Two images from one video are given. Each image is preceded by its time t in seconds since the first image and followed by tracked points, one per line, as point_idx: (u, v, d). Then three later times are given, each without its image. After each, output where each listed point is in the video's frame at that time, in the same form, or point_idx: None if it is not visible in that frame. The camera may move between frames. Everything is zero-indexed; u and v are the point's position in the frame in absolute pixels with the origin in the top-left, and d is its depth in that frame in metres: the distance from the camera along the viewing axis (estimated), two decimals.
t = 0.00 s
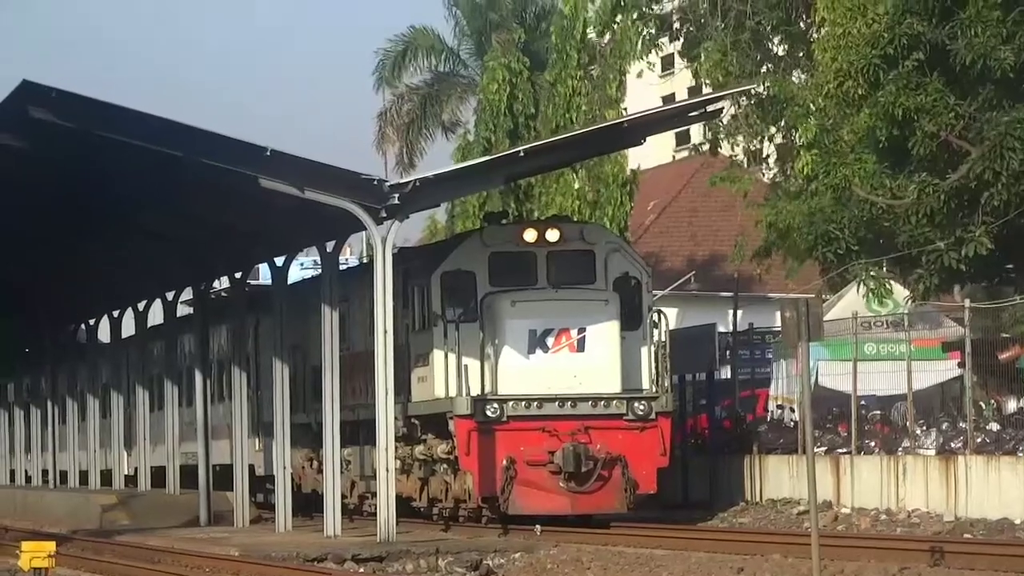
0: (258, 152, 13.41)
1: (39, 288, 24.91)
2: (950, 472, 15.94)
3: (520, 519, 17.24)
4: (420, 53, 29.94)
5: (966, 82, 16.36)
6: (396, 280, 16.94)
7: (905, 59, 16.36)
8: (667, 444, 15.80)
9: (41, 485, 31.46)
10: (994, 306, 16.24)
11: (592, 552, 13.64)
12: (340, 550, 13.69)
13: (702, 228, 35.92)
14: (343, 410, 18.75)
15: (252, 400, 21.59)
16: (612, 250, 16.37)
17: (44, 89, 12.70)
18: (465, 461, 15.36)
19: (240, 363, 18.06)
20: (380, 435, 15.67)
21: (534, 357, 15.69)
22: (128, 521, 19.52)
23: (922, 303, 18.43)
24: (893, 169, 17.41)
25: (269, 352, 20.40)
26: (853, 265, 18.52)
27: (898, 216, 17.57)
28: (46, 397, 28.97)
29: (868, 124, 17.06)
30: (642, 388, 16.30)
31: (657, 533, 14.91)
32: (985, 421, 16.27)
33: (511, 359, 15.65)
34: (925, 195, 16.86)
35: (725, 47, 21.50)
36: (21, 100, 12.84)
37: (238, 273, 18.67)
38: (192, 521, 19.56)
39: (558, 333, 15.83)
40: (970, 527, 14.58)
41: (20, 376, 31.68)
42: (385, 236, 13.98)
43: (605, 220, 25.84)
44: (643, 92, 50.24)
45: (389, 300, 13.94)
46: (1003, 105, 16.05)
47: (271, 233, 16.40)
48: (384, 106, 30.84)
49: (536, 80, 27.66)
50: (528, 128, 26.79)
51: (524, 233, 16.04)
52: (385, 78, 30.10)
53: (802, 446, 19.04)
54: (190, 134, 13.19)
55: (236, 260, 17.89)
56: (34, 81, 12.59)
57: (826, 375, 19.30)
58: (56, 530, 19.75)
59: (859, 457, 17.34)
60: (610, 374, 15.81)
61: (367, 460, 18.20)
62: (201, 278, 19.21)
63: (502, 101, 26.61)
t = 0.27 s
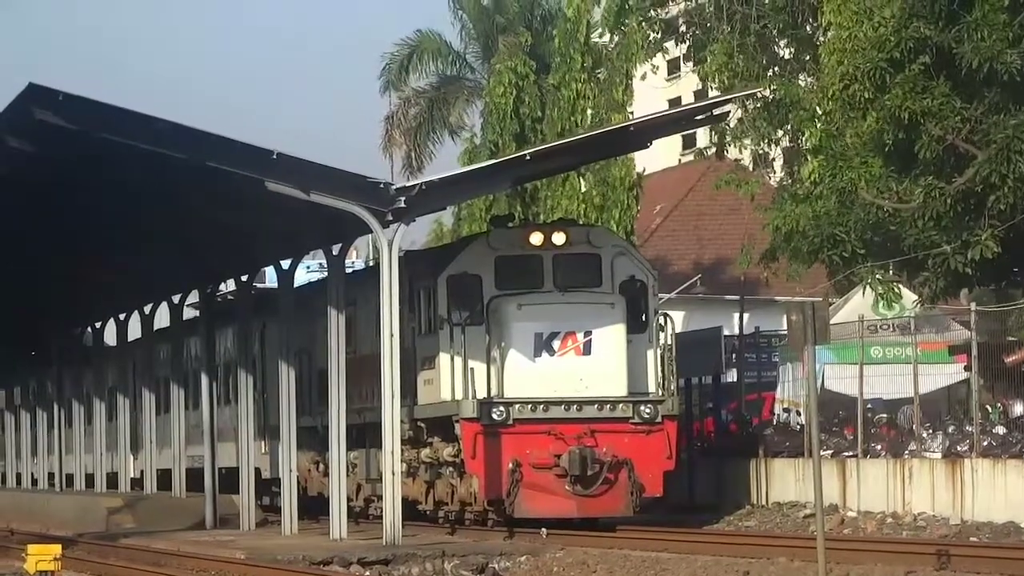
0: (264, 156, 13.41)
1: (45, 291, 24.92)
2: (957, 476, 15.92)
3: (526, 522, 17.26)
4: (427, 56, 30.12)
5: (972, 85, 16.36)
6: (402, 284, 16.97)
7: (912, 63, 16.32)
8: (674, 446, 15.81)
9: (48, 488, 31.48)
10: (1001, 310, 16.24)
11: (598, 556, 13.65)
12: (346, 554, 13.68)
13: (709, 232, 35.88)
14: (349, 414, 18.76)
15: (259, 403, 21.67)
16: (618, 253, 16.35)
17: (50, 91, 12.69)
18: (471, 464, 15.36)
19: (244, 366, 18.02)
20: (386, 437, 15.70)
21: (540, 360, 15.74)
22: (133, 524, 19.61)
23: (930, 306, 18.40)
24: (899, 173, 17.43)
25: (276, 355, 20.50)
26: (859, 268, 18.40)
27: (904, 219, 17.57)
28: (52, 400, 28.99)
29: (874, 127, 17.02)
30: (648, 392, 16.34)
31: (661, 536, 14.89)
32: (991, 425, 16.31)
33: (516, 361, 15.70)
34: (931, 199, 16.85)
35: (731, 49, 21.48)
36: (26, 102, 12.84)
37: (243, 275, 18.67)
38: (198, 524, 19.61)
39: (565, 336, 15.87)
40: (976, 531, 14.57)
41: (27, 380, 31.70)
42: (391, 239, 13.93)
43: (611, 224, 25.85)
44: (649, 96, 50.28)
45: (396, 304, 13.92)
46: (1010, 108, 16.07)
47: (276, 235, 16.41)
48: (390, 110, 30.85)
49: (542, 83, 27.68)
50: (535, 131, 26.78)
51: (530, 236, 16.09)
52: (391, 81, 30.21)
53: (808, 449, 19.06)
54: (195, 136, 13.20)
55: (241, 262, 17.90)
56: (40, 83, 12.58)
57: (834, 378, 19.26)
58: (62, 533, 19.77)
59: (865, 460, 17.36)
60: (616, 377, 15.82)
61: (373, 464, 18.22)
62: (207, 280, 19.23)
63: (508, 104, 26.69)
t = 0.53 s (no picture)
0: (269, 164, 13.24)
1: (51, 302, 24.94)
2: (964, 483, 15.89)
3: (532, 531, 17.25)
4: (431, 66, 30.06)
5: (977, 91, 16.34)
6: (407, 293, 17.03)
7: (917, 69, 16.29)
8: (680, 455, 15.82)
9: (53, 498, 31.46)
10: (1007, 317, 16.27)
11: (605, 564, 13.65)
12: (352, 563, 13.62)
13: (715, 239, 35.90)
14: (356, 423, 18.79)
15: (265, 412, 21.74)
16: (623, 261, 16.39)
17: (56, 102, 12.68)
18: (477, 473, 15.40)
19: (250, 376, 17.95)
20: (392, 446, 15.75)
21: (546, 368, 15.70)
22: (140, 535, 19.59)
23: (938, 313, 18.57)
24: (904, 179, 17.46)
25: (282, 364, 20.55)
26: (865, 275, 18.52)
27: (910, 226, 17.56)
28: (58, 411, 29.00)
29: (880, 134, 17.03)
30: (654, 400, 16.29)
31: (666, 544, 14.92)
32: (998, 431, 16.31)
33: (522, 370, 15.65)
34: (937, 206, 16.82)
35: (734, 56, 21.50)
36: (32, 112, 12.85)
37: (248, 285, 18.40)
38: (204, 534, 19.59)
39: (570, 344, 15.84)
40: (983, 537, 14.57)
41: (33, 390, 31.69)
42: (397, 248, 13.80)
43: (617, 231, 25.95)
44: (652, 104, 50.34)
45: (402, 313, 13.77)
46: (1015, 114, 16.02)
47: (281, 244, 16.39)
48: (395, 119, 30.92)
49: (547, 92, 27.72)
50: (540, 139, 26.78)
51: (535, 244, 16.09)
52: (396, 90, 30.24)
53: (815, 456, 19.05)
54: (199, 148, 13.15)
55: (248, 273, 17.86)
56: (46, 94, 12.57)
57: (839, 385, 19.14)
58: (69, 543, 19.74)
59: (872, 468, 17.34)
60: (622, 385, 15.78)
61: (379, 473, 18.26)
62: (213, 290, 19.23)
63: (512, 112, 26.69)
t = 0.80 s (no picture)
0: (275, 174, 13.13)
1: (56, 310, 24.96)
2: (969, 494, 15.88)
3: (537, 540, 17.24)
4: (438, 75, 30.06)
5: (984, 101, 16.25)
6: (413, 302, 17.03)
7: (923, 79, 16.28)
8: (685, 464, 15.83)
9: (58, 506, 31.46)
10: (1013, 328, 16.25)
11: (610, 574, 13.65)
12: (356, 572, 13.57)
13: (720, 250, 35.92)
14: (360, 432, 18.82)
15: (271, 421, 21.79)
16: (629, 271, 16.40)
17: (62, 110, 12.69)
18: (483, 482, 15.45)
19: (255, 385, 17.97)
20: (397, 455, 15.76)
21: (551, 378, 15.72)
22: (145, 543, 19.48)
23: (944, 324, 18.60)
24: (910, 189, 17.45)
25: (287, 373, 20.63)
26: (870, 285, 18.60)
27: (915, 236, 17.60)
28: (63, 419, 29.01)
29: (886, 144, 17.06)
30: (659, 410, 16.33)
31: (670, 554, 14.97)
32: (1002, 442, 16.30)
33: (528, 379, 15.68)
34: (943, 216, 16.81)
35: (740, 66, 21.61)
36: (39, 120, 12.87)
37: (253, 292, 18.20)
38: (208, 542, 19.59)
39: (576, 353, 15.84)
40: (988, 548, 14.57)
41: (38, 397, 31.70)
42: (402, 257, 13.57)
43: (623, 241, 26.30)
44: (659, 114, 50.41)
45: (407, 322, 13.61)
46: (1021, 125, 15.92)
47: (285, 252, 16.40)
48: (401, 128, 30.96)
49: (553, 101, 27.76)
50: (546, 149, 26.73)
51: (541, 253, 16.12)
52: (402, 98, 30.29)
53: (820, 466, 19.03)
54: (204, 157, 13.10)
55: (254, 282, 17.86)
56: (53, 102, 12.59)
57: (846, 396, 19.17)
58: (73, 551, 19.72)
59: (877, 478, 17.34)
60: (627, 395, 15.79)
61: (384, 482, 18.29)
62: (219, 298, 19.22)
63: (518, 122, 26.74)
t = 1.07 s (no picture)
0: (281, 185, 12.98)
1: (64, 322, 25.01)
2: (975, 505, 15.86)
3: (543, 551, 17.28)
4: (444, 86, 30.15)
5: (991, 111, 16.10)
6: (419, 313, 17.06)
7: (929, 89, 16.24)
8: (691, 475, 15.88)
9: (64, 518, 31.44)
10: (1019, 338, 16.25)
11: None
12: None
13: (726, 260, 35.91)
14: (366, 443, 18.87)
15: (277, 432, 21.84)
16: (635, 281, 16.41)
17: (67, 122, 12.63)
18: (489, 493, 15.47)
19: (261, 397, 17.99)
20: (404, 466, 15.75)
21: (558, 389, 15.70)
22: (151, 554, 19.36)
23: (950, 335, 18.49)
24: (915, 200, 17.43)
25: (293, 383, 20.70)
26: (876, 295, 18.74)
27: (921, 246, 17.61)
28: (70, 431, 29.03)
29: (892, 154, 17.06)
30: (665, 421, 16.32)
31: (674, 565, 14.90)
32: (1009, 451, 16.34)
33: (534, 390, 15.66)
34: (948, 226, 16.71)
35: (744, 77, 21.67)
36: (45, 132, 12.82)
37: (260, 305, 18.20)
38: (215, 554, 19.58)
39: (582, 364, 15.84)
40: (995, 557, 14.56)
41: (45, 410, 31.70)
42: (408, 269, 13.33)
43: (628, 252, 26.38)
44: (664, 125, 50.48)
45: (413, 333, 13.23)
46: None
47: (292, 264, 16.42)
48: (407, 138, 31.03)
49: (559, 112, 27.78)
50: (552, 159, 26.90)
51: (547, 264, 16.16)
52: (408, 109, 30.35)
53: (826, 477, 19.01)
54: (210, 168, 12.87)
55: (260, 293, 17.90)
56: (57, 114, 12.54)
57: (851, 406, 19.16)
58: (79, 563, 19.71)
59: (883, 488, 17.36)
60: (633, 407, 15.78)
61: (390, 493, 18.33)
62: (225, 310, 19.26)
63: (525, 132, 26.75)
